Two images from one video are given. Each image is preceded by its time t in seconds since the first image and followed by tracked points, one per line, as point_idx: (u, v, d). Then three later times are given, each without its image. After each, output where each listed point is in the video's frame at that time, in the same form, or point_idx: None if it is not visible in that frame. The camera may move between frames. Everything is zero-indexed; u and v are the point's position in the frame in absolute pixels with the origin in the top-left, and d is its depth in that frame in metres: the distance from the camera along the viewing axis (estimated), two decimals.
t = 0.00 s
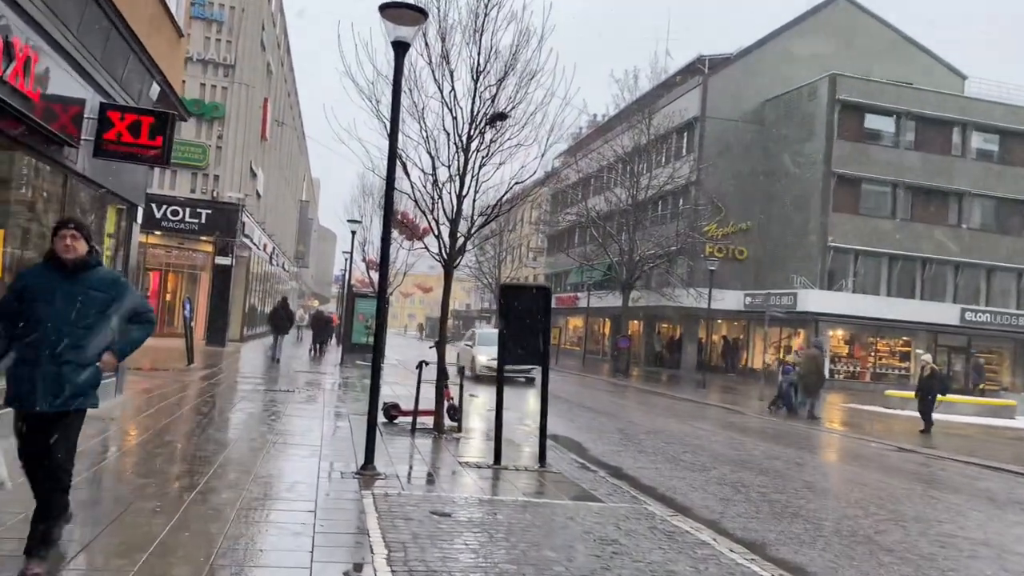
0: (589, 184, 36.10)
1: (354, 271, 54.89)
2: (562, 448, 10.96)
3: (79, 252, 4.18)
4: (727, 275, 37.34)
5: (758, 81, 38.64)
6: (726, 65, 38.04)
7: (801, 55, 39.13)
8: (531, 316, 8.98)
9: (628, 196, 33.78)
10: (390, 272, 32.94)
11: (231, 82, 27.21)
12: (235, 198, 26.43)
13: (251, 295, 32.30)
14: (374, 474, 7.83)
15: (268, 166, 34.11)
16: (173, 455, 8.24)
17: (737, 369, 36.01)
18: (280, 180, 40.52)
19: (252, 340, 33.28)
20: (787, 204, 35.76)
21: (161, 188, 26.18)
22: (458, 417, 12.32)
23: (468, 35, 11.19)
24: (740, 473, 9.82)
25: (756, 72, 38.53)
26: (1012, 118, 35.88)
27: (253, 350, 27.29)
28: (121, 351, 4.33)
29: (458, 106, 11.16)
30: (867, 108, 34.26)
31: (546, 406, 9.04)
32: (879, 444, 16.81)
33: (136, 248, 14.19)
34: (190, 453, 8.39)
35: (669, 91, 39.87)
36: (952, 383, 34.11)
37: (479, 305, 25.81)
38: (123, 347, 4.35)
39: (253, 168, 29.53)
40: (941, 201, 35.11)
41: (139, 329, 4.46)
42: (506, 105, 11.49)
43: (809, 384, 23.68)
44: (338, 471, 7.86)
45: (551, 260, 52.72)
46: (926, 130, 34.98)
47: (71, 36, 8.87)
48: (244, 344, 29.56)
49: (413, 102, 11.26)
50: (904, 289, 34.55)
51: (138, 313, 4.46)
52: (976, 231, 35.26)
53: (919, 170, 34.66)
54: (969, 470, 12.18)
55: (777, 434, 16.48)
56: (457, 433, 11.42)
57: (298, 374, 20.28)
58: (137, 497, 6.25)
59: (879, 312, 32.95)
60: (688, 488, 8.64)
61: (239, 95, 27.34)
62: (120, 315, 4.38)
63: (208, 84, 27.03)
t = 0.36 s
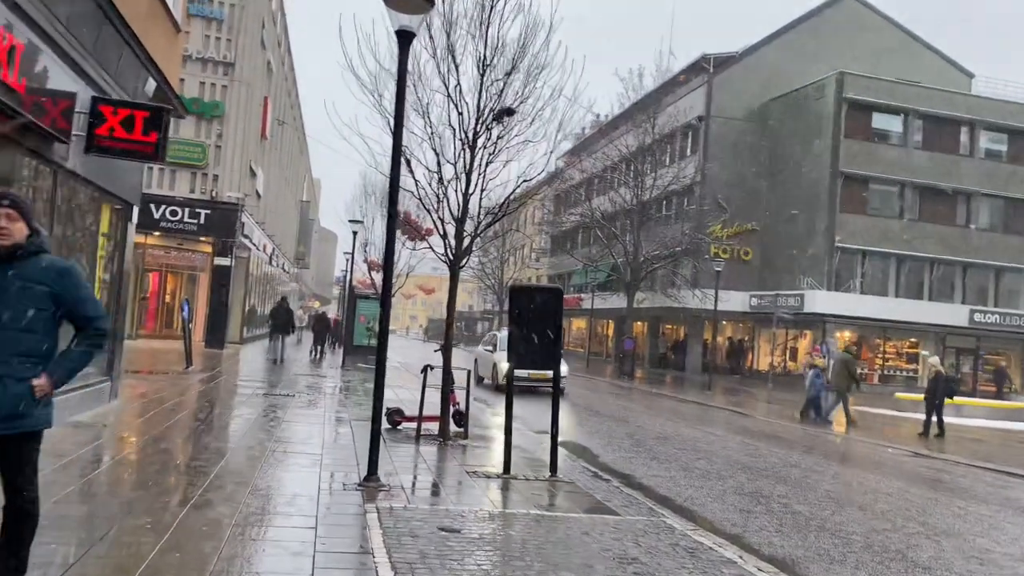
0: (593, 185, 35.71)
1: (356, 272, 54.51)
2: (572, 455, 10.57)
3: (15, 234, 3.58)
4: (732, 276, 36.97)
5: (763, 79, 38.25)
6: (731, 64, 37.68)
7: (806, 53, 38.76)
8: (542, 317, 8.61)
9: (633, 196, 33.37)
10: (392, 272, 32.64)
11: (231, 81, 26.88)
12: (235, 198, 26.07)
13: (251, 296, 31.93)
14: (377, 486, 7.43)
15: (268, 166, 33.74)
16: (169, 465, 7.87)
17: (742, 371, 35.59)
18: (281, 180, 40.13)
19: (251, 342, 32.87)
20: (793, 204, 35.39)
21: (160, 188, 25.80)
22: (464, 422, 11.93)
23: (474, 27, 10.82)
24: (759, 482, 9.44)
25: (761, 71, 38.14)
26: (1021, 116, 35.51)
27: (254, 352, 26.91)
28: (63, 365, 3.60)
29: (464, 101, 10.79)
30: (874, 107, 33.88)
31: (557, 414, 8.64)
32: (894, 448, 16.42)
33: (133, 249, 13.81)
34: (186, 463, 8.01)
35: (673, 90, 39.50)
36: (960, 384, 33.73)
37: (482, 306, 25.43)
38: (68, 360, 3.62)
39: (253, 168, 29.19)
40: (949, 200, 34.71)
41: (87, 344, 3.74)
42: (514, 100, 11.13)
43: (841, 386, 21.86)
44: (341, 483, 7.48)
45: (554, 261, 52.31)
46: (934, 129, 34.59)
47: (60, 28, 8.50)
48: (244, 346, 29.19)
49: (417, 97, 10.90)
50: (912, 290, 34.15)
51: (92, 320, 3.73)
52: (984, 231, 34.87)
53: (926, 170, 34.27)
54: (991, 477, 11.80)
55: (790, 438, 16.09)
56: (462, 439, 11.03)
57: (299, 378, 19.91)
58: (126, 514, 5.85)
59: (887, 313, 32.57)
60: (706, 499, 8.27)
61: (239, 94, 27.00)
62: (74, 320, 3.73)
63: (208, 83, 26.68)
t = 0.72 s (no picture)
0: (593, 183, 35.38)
1: (354, 271, 54.20)
2: (575, 457, 10.30)
3: None
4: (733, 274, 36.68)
5: (765, 76, 37.94)
6: (733, 60, 37.38)
7: (808, 50, 38.48)
8: (547, 314, 8.31)
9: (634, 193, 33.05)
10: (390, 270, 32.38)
11: (228, 77, 26.57)
12: (232, 195, 25.78)
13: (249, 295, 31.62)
14: (377, 490, 7.13)
15: (265, 163, 33.39)
16: (156, 469, 7.55)
17: (743, 370, 35.34)
18: (279, 177, 39.81)
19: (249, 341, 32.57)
20: (795, 202, 35.10)
21: (156, 185, 25.47)
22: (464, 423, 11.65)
23: (475, 15, 10.50)
24: (770, 484, 9.17)
25: (763, 68, 37.84)
26: None
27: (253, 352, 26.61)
28: None
29: (466, 93, 10.48)
30: (877, 104, 33.62)
31: (562, 414, 8.34)
32: (901, 448, 16.15)
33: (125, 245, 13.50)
34: (177, 467, 7.70)
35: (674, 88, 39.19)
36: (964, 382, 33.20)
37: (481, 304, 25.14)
38: None
39: (250, 165, 28.88)
40: (952, 198, 34.43)
41: None
42: (516, 92, 10.83)
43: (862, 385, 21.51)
44: (339, 487, 7.18)
45: (553, 260, 52.03)
46: (937, 127, 34.32)
47: (48, 15, 8.19)
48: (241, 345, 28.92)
49: (417, 90, 10.57)
50: (915, 290, 33.87)
51: None
52: (987, 229, 34.61)
53: (930, 167, 33.97)
54: (1004, 477, 11.54)
55: (797, 439, 15.81)
56: (463, 440, 10.76)
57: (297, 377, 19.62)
58: (112, 521, 5.54)
59: (889, 312, 32.31)
60: (716, 502, 7.99)
61: (236, 90, 26.70)
62: None
63: (204, 78, 26.36)
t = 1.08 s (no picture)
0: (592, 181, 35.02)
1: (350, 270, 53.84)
2: (578, 464, 9.94)
3: None
4: (733, 274, 36.38)
5: (764, 74, 37.61)
6: (733, 58, 37.05)
7: (808, 48, 38.16)
8: (550, 315, 7.93)
9: (633, 192, 32.66)
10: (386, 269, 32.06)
11: (222, 74, 26.17)
12: (226, 193, 25.41)
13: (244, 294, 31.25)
14: (372, 503, 6.76)
15: (260, 160, 32.99)
16: (139, 479, 7.17)
17: (743, 371, 35.05)
18: (274, 176, 39.38)
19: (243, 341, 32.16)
20: (796, 201, 34.79)
21: (148, 183, 25.04)
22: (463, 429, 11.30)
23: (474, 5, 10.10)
24: (782, 493, 8.83)
25: (762, 65, 37.50)
26: None
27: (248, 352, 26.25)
28: None
29: (465, 86, 10.11)
30: (878, 102, 33.32)
31: (566, 422, 7.97)
32: (908, 450, 15.85)
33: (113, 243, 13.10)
34: (162, 477, 7.33)
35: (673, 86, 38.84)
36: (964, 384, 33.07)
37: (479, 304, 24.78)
38: None
39: (245, 163, 28.49)
40: (954, 197, 34.13)
41: None
42: (517, 86, 10.47)
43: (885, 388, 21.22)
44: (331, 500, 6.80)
45: (551, 260, 51.72)
46: (938, 125, 34.03)
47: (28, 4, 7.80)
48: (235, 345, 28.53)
49: (413, 84, 10.19)
50: (917, 291, 33.57)
51: None
52: (989, 228, 34.33)
53: (931, 166, 33.67)
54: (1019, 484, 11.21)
55: (803, 442, 15.49)
56: (462, 446, 10.41)
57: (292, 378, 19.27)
58: (85, 542, 5.14)
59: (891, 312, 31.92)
60: (728, 513, 7.65)
61: (229, 86, 26.30)
62: None
63: (197, 75, 25.95)
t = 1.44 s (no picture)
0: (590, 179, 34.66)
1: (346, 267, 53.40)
2: (583, 468, 9.60)
3: None
4: (732, 273, 36.08)
5: (764, 72, 37.32)
6: (732, 55, 36.75)
7: (808, 46, 37.91)
8: (556, 313, 7.60)
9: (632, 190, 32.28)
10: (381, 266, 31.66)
11: (216, 67, 25.74)
12: (220, 188, 25.01)
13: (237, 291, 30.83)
14: (371, 510, 6.41)
15: (255, 156, 32.55)
16: (124, 484, 6.79)
17: (741, 370, 34.76)
18: (268, 173, 38.91)
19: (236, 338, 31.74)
20: (796, 200, 34.52)
21: (145, 177, 24.61)
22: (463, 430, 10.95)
23: None
24: (795, 499, 8.48)
25: (762, 63, 37.22)
26: None
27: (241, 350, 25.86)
28: None
29: (467, 75, 9.76)
30: (878, 100, 33.08)
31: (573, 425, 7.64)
32: (915, 452, 15.54)
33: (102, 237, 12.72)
34: (149, 482, 6.94)
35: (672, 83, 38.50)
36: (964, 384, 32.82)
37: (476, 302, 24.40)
38: None
39: (238, 158, 28.07)
40: (954, 197, 33.90)
41: None
42: (520, 76, 10.11)
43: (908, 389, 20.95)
44: (328, 507, 6.44)
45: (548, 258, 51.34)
46: (939, 123, 33.78)
47: None
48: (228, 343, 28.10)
49: (414, 73, 9.84)
50: (917, 291, 33.31)
51: None
52: (989, 228, 34.10)
53: (932, 165, 33.43)
54: None
55: (808, 444, 15.16)
56: (463, 448, 10.06)
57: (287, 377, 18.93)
58: (61, 555, 4.76)
59: (890, 312, 31.79)
60: (743, 521, 7.31)
61: (224, 80, 25.88)
62: None
63: (191, 68, 25.52)
